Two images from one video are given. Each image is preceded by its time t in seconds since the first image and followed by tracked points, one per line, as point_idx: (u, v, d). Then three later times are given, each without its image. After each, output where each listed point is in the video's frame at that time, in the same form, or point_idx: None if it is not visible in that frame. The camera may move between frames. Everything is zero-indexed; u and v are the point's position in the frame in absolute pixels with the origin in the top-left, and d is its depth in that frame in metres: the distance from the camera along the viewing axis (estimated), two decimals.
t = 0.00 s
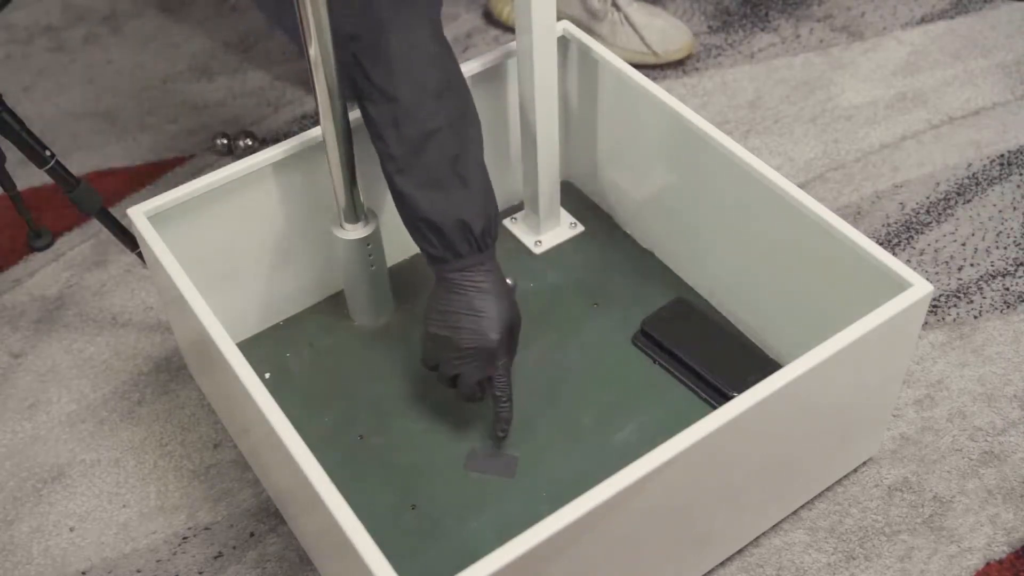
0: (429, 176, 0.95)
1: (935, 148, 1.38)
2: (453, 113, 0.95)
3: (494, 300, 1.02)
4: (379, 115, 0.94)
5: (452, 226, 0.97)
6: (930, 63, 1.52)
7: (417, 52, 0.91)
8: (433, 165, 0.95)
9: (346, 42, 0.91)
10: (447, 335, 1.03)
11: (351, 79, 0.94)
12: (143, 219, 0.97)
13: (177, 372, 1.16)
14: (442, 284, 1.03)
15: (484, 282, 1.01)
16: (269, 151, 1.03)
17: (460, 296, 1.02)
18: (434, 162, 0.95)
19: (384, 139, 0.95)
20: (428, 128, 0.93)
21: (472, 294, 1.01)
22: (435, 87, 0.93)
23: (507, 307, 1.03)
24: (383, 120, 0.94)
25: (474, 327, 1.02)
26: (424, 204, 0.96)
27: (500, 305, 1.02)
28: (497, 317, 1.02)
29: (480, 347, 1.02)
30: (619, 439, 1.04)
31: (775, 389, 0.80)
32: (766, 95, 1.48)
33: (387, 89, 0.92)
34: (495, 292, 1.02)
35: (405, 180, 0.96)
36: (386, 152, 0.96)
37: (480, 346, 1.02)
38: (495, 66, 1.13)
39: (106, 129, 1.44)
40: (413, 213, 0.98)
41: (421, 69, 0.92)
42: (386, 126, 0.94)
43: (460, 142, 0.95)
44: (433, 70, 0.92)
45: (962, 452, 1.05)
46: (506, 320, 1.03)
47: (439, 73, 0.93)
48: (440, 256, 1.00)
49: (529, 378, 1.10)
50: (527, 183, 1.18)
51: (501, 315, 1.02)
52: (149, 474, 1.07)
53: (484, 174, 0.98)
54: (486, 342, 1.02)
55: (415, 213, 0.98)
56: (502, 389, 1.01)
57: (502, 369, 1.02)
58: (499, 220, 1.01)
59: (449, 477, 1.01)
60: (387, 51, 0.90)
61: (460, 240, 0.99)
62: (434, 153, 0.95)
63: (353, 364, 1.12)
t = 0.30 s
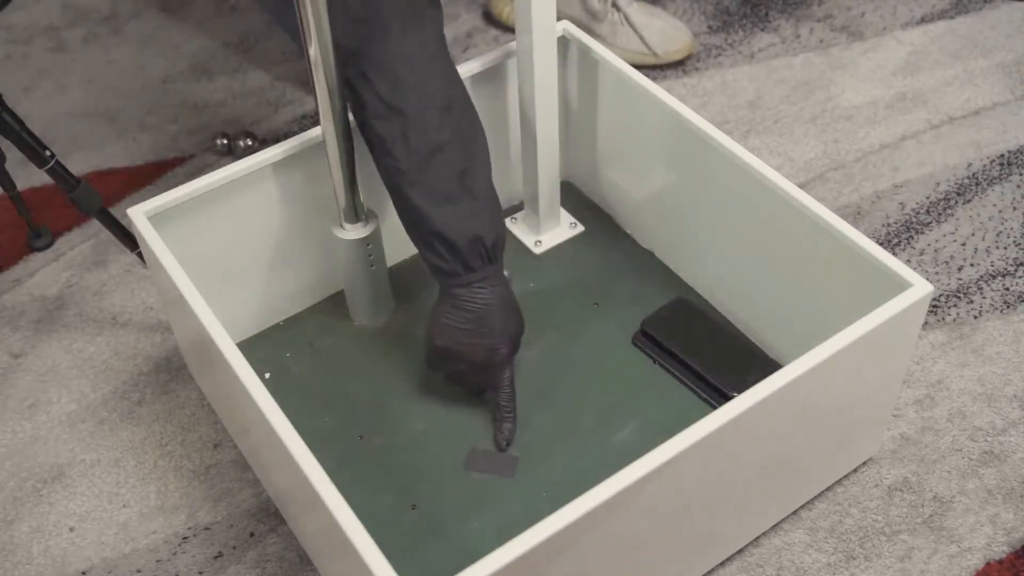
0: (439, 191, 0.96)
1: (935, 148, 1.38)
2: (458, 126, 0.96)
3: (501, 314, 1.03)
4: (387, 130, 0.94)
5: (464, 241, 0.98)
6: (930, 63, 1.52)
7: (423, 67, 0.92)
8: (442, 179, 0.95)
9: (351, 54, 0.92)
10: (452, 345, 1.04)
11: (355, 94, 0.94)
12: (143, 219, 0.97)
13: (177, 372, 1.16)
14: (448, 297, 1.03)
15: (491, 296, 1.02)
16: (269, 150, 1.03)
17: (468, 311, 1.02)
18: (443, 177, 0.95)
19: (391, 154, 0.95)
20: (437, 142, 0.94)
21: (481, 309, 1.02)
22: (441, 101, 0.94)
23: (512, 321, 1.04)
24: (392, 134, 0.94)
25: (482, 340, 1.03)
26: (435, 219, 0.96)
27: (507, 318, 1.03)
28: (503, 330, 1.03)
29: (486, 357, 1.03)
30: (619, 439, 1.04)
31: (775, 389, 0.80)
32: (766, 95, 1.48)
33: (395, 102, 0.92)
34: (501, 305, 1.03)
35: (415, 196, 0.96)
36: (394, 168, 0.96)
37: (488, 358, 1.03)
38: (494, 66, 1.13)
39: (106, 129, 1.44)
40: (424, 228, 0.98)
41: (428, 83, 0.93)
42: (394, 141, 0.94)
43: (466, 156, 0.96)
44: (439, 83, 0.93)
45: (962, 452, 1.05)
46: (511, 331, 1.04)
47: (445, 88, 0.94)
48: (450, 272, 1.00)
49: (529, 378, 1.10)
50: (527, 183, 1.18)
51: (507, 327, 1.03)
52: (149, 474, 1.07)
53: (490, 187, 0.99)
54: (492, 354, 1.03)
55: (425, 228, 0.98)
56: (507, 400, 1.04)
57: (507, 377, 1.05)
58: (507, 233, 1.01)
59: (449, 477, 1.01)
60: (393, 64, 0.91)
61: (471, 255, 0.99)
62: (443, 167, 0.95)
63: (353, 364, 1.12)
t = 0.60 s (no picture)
0: (434, 194, 0.96)
1: (935, 148, 1.38)
2: (453, 131, 0.96)
3: (495, 318, 1.02)
4: (382, 134, 0.94)
5: (459, 245, 0.98)
6: (929, 63, 1.52)
7: (420, 70, 0.93)
8: (438, 182, 0.96)
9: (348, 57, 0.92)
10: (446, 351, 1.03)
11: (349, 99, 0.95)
12: (143, 219, 0.97)
13: (177, 372, 1.16)
14: (442, 302, 1.02)
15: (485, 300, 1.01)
16: (269, 150, 1.03)
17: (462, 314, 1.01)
18: (438, 180, 0.96)
19: (386, 158, 0.95)
20: (432, 146, 0.95)
21: (475, 312, 1.01)
22: (437, 105, 0.95)
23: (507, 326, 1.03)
24: (388, 138, 0.94)
25: (476, 345, 1.02)
26: (431, 222, 0.96)
27: (501, 324, 1.02)
28: (498, 335, 1.02)
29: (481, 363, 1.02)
30: (619, 439, 1.04)
31: (775, 389, 0.80)
32: (766, 95, 1.48)
33: (392, 106, 0.93)
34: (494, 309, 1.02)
35: (410, 199, 0.96)
36: (389, 172, 0.96)
37: (481, 365, 1.02)
38: (495, 66, 1.13)
39: (106, 129, 1.44)
40: (420, 232, 0.97)
41: (424, 87, 0.94)
42: (389, 145, 0.95)
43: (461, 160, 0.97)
44: (435, 86, 0.94)
45: (962, 452, 1.05)
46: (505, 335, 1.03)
47: (441, 92, 0.95)
48: (445, 276, 1.00)
49: (528, 378, 1.10)
50: (527, 183, 1.18)
51: (502, 333, 1.02)
52: (149, 474, 1.07)
53: (485, 192, 0.99)
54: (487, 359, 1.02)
55: (420, 233, 0.97)
56: (502, 405, 1.02)
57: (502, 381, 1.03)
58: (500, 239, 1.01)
59: (449, 477, 1.01)
60: (390, 68, 0.92)
61: (465, 258, 0.99)
62: (438, 171, 0.96)
63: (353, 364, 1.12)
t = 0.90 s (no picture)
0: (434, 192, 0.97)
1: (935, 148, 1.38)
2: (452, 131, 0.97)
3: (496, 316, 1.01)
4: (382, 133, 0.95)
5: (460, 243, 0.98)
6: (930, 63, 1.52)
7: (419, 70, 0.94)
8: (438, 181, 0.97)
9: (348, 57, 0.93)
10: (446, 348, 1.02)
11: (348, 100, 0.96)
12: (143, 219, 0.97)
13: (177, 372, 1.16)
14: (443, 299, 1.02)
15: (486, 297, 1.01)
16: (269, 150, 1.03)
17: (464, 311, 1.01)
18: (438, 178, 0.97)
19: (386, 157, 0.96)
20: (431, 144, 0.96)
21: (476, 308, 1.01)
22: (436, 105, 0.96)
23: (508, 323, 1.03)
24: (386, 137, 0.95)
25: (478, 341, 1.01)
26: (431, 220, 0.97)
27: (502, 321, 1.02)
28: (499, 332, 1.01)
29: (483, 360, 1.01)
30: (619, 439, 1.04)
31: (774, 390, 0.80)
32: (766, 95, 1.48)
33: (391, 104, 0.94)
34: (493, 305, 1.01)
35: (409, 198, 0.97)
36: (389, 171, 0.96)
37: (483, 362, 1.01)
38: (494, 66, 1.13)
39: (106, 129, 1.44)
40: (421, 229, 0.98)
41: (423, 86, 0.95)
42: (389, 145, 0.95)
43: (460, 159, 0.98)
44: (434, 86, 0.95)
45: (962, 452, 1.05)
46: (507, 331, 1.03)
47: (439, 91, 0.96)
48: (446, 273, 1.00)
49: (528, 378, 1.10)
50: (527, 183, 1.18)
51: (503, 330, 1.02)
52: (149, 474, 1.07)
53: (484, 191, 1.00)
54: (489, 356, 1.01)
55: (421, 230, 0.98)
56: (503, 404, 1.02)
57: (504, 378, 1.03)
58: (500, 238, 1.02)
59: (449, 477, 1.01)
60: (389, 67, 0.93)
61: (466, 255, 0.99)
62: (437, 169, 0.96)
63: (353, 365, 1.12)
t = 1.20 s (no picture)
0: (432, 193, 0.96)
1: (935, 148, 1.38)
2: (451, 133, 0.97)
3: (495, 317, 1.01)
4: (379, 133, 0.95)
5: (456, 244, 0.97)
6: (930, 63, 1.52)
7: (419, 70, 0.94)
8: (436, 181, 0.96)
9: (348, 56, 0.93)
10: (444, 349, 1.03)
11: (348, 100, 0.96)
12: (143, 218, 0.97)
13: (177, 372, 1.16)
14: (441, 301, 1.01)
15: (484, 300, 1.01)
16: (269, 150, 1.03)
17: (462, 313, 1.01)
18: (436, 179, 0.96)
19: (383, 157, 0.96)
20: (429, 144, 0.95)
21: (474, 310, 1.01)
22: (434, 105, 0.96)
23: (507, 326, 1.03)
24: (383, 137, 0.95)
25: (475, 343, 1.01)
26: (427, 221, 0.96)
27: (501, 323, 1.02)
28: (497, 333, 1.01)
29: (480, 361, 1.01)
30: (619, 439, 1.04)
31: (774, 390, 0.80)
32: (766, 95, 1.48)
33: (389, 104, 0.94)
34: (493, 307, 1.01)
35: (406, 198, 0.96)
36: (387, 171, 0.96)
37: (480, 364, 1.01)
38: (495, 66, 1.13)
39: (106, 129, 1.44)
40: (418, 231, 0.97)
41: (423, 87, 0.95)
42: (387, 145, 0.95)
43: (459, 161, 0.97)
44: (433, 87, 0.95)
45: (962, 452, 1.05)
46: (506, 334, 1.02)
47: (439, 92, 0.96)
48: (443, 275, 0.99)
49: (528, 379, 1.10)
50: (527, 183, 1.18)
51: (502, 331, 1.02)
52: (149, 474, 1.07)
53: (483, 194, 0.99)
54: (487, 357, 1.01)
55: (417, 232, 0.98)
56: (502, 404, 1.02)
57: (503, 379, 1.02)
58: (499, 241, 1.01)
59: (449, 477, 1.01)
60: (389, 66, 0.93)
61: (461, 256, 0.98)
62: (435, 170, 0.96)
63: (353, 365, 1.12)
